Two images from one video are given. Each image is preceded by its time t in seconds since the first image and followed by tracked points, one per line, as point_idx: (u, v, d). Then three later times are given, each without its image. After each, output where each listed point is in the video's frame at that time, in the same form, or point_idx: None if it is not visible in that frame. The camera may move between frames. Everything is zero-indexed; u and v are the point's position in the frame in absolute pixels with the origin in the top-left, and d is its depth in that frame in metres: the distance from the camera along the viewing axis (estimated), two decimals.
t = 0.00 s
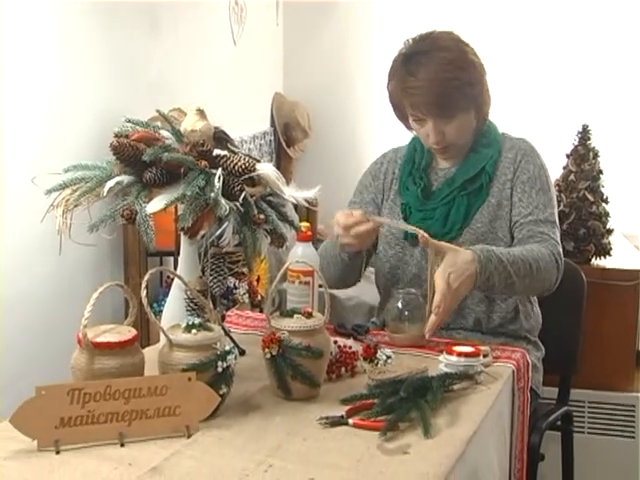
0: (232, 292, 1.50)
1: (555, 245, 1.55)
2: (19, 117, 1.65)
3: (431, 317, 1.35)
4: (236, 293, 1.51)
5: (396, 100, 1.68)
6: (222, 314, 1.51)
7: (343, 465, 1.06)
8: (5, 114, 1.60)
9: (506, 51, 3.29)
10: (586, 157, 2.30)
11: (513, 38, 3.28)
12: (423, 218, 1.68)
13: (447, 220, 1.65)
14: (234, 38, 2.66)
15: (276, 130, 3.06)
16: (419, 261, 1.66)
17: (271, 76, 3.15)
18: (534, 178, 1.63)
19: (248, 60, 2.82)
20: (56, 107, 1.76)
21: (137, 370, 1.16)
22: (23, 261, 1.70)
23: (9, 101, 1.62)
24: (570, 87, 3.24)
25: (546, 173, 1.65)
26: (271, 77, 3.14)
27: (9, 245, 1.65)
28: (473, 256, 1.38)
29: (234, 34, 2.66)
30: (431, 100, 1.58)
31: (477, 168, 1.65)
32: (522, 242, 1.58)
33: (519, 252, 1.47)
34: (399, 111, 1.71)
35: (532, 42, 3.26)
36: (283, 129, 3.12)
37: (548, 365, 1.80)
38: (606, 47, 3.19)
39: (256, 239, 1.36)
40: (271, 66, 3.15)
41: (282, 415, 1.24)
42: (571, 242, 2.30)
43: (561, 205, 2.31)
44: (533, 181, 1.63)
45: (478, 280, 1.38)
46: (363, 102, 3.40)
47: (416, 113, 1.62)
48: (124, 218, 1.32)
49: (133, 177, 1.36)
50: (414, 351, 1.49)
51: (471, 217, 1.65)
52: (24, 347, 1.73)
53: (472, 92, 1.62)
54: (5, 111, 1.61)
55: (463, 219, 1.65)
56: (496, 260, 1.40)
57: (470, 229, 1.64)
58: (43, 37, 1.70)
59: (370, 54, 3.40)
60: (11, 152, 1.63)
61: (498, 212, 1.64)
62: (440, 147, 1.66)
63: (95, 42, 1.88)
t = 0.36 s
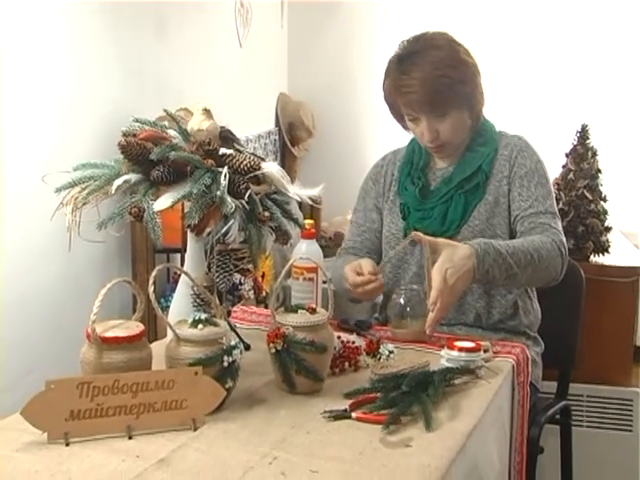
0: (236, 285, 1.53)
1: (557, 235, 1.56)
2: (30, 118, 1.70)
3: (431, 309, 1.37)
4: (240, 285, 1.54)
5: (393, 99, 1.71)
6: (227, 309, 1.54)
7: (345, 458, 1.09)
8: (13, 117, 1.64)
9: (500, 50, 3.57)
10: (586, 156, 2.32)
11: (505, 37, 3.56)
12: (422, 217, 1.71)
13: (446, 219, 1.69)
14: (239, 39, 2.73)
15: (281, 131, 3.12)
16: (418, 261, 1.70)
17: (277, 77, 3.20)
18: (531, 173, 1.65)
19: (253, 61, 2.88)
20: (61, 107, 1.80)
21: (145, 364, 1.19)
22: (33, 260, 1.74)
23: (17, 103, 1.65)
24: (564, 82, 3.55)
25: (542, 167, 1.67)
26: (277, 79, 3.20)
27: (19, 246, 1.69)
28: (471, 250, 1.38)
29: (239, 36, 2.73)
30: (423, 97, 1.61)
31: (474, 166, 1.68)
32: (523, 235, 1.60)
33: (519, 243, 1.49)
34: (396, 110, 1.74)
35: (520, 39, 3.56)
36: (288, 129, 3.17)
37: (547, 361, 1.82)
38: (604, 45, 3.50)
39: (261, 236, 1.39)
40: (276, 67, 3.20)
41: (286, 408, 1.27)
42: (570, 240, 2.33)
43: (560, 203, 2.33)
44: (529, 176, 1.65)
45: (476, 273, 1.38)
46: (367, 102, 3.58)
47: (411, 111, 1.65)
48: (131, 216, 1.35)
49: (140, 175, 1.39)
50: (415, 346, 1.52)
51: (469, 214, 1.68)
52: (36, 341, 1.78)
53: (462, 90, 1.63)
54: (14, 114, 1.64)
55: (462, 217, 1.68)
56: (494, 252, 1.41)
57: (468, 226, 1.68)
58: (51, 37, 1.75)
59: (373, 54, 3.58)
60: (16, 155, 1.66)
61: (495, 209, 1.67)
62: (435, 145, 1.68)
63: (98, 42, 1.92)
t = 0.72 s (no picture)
0: (240, 285, 1.54)
1: (558, 228, 1.58)
2: (37, 118, 1.72)
3: (430, 303, 1.39)
4: (243, 286, 1.55)
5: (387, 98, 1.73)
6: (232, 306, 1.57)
7: (347, 452, 1.11)
8: (21, 115, 1.67)
9: (498, 52, 3.63)
10: (583, 155, 2.36)
11: (504, 37, 3.62)
12: (422, 217, 1.74)
13: (446, 218, 1.71)
14: (243, 41, 2.76)
15: (284, 131, 3.14)
16: (419, 260, 1.73)
17: (279, 78, 3.22)
18: (528, 171, 1.68)
19: (256, 61, 2.90)
20: (68, 107, 1.83)
21: (150, 360, 1.21)
22: (41, 259, 1.77)
23: (24, 104, 1.68)
24: (561, 84, 3.60)
25: (540, 164, 1.70)
26: (279, 80, 3.23)
27: (27, 245, 1.72)
28: (469, 247, 1.41)
29: (243, 38, 2.76)
30: (415, 90, 1.63)
31: (472, 165, 1.71)
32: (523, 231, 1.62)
33: (518, 238, 1.51)
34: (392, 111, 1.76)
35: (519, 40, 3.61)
36: (290, 129, 3.18)
37: (545, 357, 1.85)
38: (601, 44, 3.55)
39: (263, 234, 1.42)
40: (279, 67, 3.22)
41: (289, 403, 1.29)
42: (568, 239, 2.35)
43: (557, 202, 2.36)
44: (527, 174, 1.68)
45: (474, 269, 1.41)
46: (367, 103, 3.64)
47: (403, 106, 1.67)
48: (137, 215, 1.39)
49: (146, 175, 1.41)
50: (416, 344, 1.56)
51: (469, 214, 1.71)
52: (43, 338, 1.80)
53: (452, 84, 1.64)
54: (20, 115, 1.67)
55: (461, 216, 1.71)
56: (491, 249, 1.44)
57: (468, 225, 1.70)
58: (57, 37, 1.78)
59: (373, 55, 3.62)
60: (23, 154, 1.68)
61: (494, 208, 1.70)
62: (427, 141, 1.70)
63: (103, 42, 1.95)
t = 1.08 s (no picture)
0: (242, 283, 1.58)
1: (555, 224, 1.60)
2: (43, 119, 1.75)
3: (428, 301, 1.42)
4: (245, 284, 1.59)
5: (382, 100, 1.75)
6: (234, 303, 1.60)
7: (348, 447, 1.14)
8: (26, 118, 1.69)
9: (493, 56, 3.87)
10: (579, 156, 2.42)
11: (499, 42, 3.86)
12: (422, 217, 1.77)
13: (445, 218, 1.74)
14: (245, 43, 2.79)
15: (285, 132, 3.17)
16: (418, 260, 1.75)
17: (281, 79, 3.25)
18: (526, 170, 1.70)
19: (258, 62, 2.93)
20: (74, 105, 1.86)
21: (154, 357, 1.24)
22: (47, 259, 1.80)
23: (29, 104, 1.70)
24: (558, 84, 3.88)
25: (537, 163, 1.72)
26: (281, 80, 3.26)
27: (33, 245, 1.75)
28: (464, 245, 1.44)
29: (246, 41, 2.79)
30: (408, 93, 1.65)
31: (470, 165, 1.73)
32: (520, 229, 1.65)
33: (515, 235, 1.53)
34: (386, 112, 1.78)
35: (515, 43, 3.85)
36: (292, 129, 3.23)
37: (541, 353, 1.88)
38: (598, 49, 3.83)
39: (265, 233, 1.45)
40: (281, 68, 3.26)
41: (291, 399, 1.32)
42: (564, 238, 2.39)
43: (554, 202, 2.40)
44: (524, 173, 1.70)
45: (470, 267, 1.44)
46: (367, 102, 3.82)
47: (398, 108, 1.69)
48: (141, 214, 1.42)
49: (150, 175, 1.43)
50: (415, 340, 1.58)
51: (468, 214, 1.74)
52: (49, 336, 1.83)
53: (444, 86, 1.66)
54: (25, 115, 1.69)
55: (460, 216, 1.73)
56: (486, 247, 1.46)
57: (467, 225, 1.73)
58: (63, 36, 1.80)
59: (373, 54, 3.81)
60: (27, 153, 1.71)
61: (492, 207, 1.73)
62: (423, 142, 1.73)
63: (107, 43, 1.97)
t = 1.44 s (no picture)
0: (250, 288, 1.58)
1: (555, 224, 1.62)
2: (51, 122, 1.78)
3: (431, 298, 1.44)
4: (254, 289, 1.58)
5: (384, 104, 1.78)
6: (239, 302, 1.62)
7: (350, 444, 1.16)
8: (36, 121, 1.72)
9: (494, 60, 3.90)
10: (578, 157, 2.45)
11: (501, 46, 3.89)
12: (424, 217, 1.79)
13: (447, 218, 1.77)
14: (251, 46, 2.82)
15: (289, 133, 3.20)
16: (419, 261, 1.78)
17: (286, 80, 3.28)
18: (526, 171, 1.72)
19: (263, 64, 2.96)
20: (83, 105, 1.89)
21: (160, 355, 1.26)
22: (54, 258, 1.82)
23: (37, 106, 1.73)
24: (557, 85, 3.92)
25: (537, 164, 1.74)
26: (286, 82, 3.28)
27: (41, 245, 1.77)
28: (466, 243, 1.46)
29: (251, 43, 2.82)
30: (408, 97, 1.68)
31: (472, 166, 1.75)
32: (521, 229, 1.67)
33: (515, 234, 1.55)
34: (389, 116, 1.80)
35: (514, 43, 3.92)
36: (296, 130, 3.26)
37: (542, 352, 1.90)
38: (598, 49, 3.87)
39: (270, 233, 1.47)
40: (286, 69, 3.28)
41: (295, 396, 1.34)
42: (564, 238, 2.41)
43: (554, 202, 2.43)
44: (525, 174, 1.72)
45: (472, 265, 1.46)
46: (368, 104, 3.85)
47: (399, 113, 1.72)
48: (148, 214, 1.43)
49: (157, 176, 1.46)
50: (417, 338, 1.61)
51: (469, 214, 1.76)
52: (56, 334, 1.86)
53: (442, 89, 1.68)
54: (34, 117, 1.72)
55: (462, 216, 1.76)
56: (487, 245, 1.48)
57: (469, 225, 1.76)
58: (72, 37, 1.83)
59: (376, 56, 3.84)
60: (36, 154, 1.73)
61: (493, 207, 1.75)
62: (425, 145, 1.75)
63: (115, 46, 2.00)
